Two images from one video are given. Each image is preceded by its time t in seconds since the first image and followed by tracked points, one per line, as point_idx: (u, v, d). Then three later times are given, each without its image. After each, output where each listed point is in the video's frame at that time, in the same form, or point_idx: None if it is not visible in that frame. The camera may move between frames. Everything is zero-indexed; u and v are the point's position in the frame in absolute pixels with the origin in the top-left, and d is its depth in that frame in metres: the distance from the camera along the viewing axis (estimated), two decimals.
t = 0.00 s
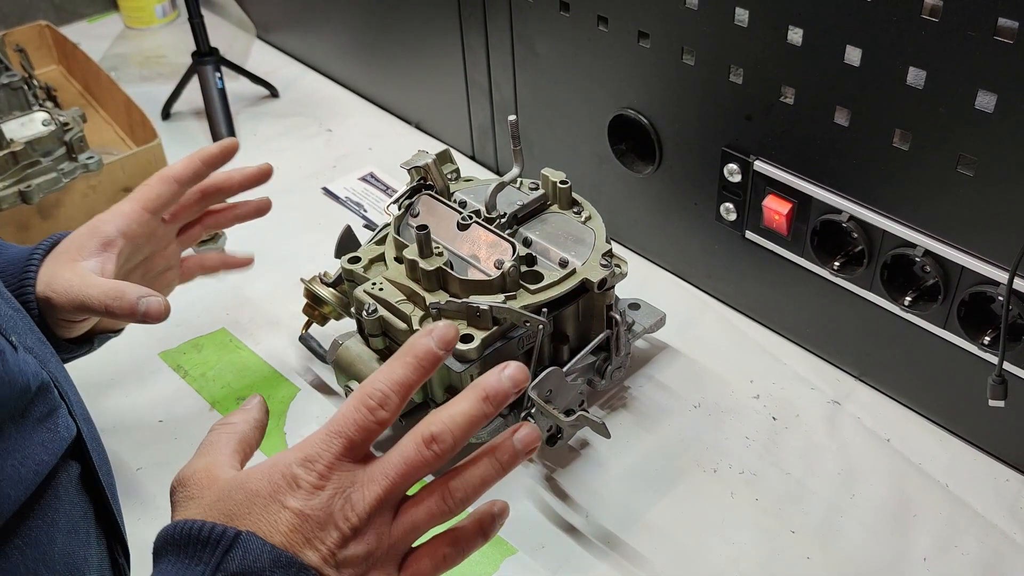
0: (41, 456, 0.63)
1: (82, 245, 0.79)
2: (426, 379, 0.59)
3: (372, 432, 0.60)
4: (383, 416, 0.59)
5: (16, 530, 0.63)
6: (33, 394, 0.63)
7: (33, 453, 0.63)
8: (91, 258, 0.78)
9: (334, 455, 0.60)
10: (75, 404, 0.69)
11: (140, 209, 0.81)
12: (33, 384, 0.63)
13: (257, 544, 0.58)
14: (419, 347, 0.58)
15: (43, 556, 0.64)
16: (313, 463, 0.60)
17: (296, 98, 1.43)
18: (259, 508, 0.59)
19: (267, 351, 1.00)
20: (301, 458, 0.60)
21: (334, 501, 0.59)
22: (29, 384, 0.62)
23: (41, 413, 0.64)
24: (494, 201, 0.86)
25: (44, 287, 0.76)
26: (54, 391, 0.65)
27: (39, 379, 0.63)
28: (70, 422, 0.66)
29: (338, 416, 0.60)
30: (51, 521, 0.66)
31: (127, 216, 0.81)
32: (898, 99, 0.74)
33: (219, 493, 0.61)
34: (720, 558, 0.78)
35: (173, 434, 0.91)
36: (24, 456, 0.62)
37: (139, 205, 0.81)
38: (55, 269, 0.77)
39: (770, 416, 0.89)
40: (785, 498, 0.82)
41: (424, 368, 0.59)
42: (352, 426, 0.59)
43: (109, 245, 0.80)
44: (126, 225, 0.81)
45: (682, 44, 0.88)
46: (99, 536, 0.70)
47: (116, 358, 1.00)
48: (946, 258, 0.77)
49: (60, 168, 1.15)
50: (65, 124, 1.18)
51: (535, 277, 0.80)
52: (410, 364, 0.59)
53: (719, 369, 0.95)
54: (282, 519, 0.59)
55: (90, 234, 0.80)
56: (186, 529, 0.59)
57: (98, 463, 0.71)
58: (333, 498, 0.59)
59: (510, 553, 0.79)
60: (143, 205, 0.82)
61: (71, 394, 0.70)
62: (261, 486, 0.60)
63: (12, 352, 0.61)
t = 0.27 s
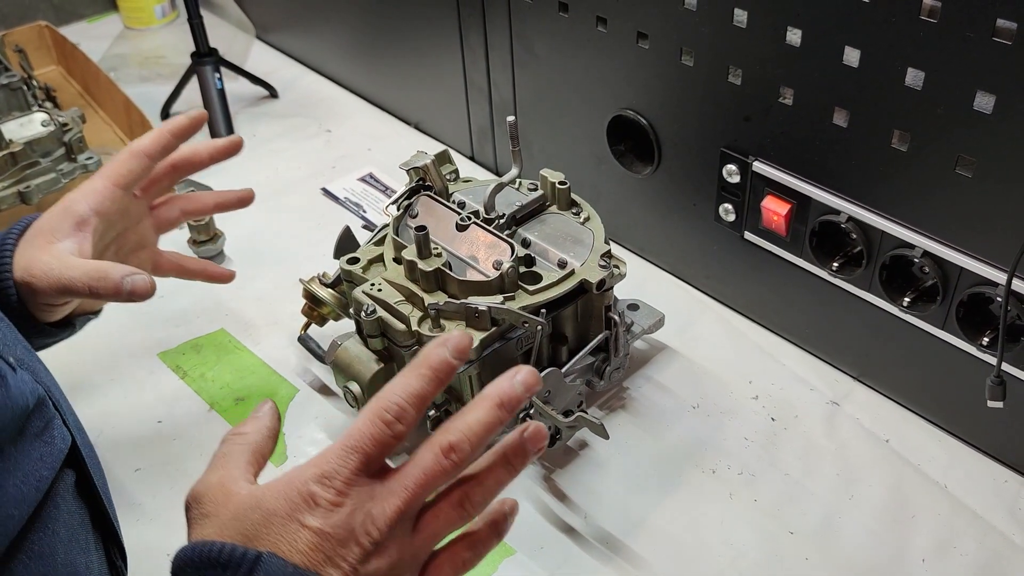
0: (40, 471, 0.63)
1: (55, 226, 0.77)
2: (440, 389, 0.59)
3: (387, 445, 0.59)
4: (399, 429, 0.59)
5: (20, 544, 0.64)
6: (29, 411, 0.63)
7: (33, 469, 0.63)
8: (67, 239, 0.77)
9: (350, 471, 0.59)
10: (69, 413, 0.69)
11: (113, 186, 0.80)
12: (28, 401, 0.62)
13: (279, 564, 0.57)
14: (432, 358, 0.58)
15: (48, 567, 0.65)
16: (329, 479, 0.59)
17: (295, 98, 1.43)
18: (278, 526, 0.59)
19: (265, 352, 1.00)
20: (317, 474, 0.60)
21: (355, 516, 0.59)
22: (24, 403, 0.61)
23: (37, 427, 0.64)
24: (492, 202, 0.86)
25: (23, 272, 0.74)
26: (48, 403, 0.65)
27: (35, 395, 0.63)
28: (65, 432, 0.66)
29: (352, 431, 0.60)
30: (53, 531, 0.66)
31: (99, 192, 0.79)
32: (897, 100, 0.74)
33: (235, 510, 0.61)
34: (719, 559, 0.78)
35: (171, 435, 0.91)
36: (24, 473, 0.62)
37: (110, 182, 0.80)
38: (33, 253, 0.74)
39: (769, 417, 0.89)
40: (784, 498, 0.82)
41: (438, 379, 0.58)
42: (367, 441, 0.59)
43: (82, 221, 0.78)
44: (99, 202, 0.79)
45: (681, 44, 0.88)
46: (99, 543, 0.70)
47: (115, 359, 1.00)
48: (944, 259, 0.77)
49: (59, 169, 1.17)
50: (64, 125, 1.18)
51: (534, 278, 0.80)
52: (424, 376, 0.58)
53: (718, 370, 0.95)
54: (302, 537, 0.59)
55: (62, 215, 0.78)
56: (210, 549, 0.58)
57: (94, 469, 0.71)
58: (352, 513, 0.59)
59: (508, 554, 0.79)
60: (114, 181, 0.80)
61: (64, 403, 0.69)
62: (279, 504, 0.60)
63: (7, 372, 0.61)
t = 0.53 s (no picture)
0: (45, 475, 0.62)
1: (33, 226, 0.77)
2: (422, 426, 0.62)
3: (372, 468, 0.58)
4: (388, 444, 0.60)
5: (29, 549, 0.62)
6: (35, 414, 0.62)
7: (39, 473, 0.62)
8: (47, 240, 0.76)
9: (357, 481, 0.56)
10: (67, 419, 0.68)
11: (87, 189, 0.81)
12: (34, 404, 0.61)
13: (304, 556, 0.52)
14: (413, 361, 0.65)
15: (57, 571, 0.63)
16: (340, 488, 0.55)
17: (294, 99, 1.43)
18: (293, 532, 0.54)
19: (264, 353, 1.00)
20: (327, 480, 0.55)
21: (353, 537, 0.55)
22: (33, 407, 0.60)
23: (40, 432, 0.63)
24: (491, 203, 0.86)
25: (11, 273, 0.73)
26: (49, 408, 0.64)
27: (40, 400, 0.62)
28: (65, 436, 0.66)
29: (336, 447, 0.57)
30: (59, 535, 0.64)
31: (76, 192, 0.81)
32: (896, 101, 0.74)
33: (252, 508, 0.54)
34: (718, 561, 0.78)
35: (170, 436, 0.91)
36: (31, 478, 0.61)
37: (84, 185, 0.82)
38: (14, 256, 0.74)
39: (768, 419, 0.89)
40: (783, 500, 0.82)
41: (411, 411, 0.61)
42: (359, 458, 0.57)
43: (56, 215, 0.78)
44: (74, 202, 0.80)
45: (681, 45, 0.88)
46: (100, 546, 0.69)
47: (114, 360, 0.99)
48: (944, 260, 0.77)
49: (58, 170, 1.17)
50: (63, 125, 1.18)
51: (533, 279, 0.80)
52: (396, 408, 0.61)
53: (717, 371, 0.95)
54: (315, 545, 0.54)
55: (37, 214, 0.78)
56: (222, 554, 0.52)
57: (93, 473, 0.70)
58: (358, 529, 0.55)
59: (508, 556, 0.79)
60: (88, 185, 0.82)
61: (62, 409, 0.68)
62: (295, 507, 0.54)
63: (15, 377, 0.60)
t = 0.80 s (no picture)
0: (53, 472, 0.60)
1: (54, 244, 0.77)
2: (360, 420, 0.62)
3: (350, 428, 0.59)
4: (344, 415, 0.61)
5: (36, 546, 0.61)
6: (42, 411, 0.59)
7: (45, 469, 0.59)
8: (57, 258, 0.76)
9: (339, 435, 0.57)
10: (70, 418, 0.65)
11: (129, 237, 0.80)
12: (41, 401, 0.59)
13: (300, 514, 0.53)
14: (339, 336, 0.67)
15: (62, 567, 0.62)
16: (329, 442, 0.57)
17: (294, 99, 1.43)
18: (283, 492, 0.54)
19: (263, 353, 0.99)
20: (311, 441, 0.56)
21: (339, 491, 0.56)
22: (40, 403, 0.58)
23: (46, 429, 0.61)
24: (491, 203, 0.86)
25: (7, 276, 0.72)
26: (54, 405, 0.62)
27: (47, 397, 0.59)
28: (69, 433, 0.63)
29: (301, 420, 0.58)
30: (64, 532, 0.63)
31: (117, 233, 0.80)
32: (897, 102, 0.74)
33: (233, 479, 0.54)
34: (718, 562, 0.78)
35: (170, 437, 0.91)
36: (38, 475, 0.59)
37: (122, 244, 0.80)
38: (17, 262, 0.73)
39: (768, 419, 0.89)
40: (783, 500, 0.82)
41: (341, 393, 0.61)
42: (333, 424, 0.58)
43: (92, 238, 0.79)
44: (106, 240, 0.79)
45: (681, 45, 0.87)
46: (101, 545, 0.68)
47: (114, 360, 0.99)
48: (944, 261, 0.77)
49: (57, 170, 1.15)
50: (62, 125, 1.18)
51: (532, 279, 0.80)
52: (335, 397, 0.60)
53: (717, 371, 0.94)
54: (308, 499, 0.54)
55: (65, 236, 0.78)
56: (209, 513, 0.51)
57: (94, 472, 0.68)
58: (342, 482, 0.56)
59: (507, 556, 0.79)
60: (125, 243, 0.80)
61: (66, 406, 0.66)
62: (286, 470, 0.55)
63: (24, 372, 0.57)
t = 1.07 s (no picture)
0: (52, 462, 0.57)
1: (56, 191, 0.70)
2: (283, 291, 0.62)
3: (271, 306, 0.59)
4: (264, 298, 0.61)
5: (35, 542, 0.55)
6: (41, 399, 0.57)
7: (44, 459, 0.56)
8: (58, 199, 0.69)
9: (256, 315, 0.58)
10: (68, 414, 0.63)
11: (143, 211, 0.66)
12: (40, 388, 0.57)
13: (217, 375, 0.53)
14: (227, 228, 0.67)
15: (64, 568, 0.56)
16: (232, 318, 0.57)
17: (294, 99, 1.43)
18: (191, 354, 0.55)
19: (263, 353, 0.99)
20: (220, 310, 0.57)
21: (247, 344, 0.56)
22: (38, 390, 0.56)
23: (45, 421, 0.58)
24: (492, 203, 0.86)
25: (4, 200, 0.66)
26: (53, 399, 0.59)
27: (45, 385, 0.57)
28: (67, 429, 0.60)
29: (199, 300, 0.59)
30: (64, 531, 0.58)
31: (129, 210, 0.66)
32: (899, 102, 0.73)
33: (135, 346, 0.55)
34: (720, 562, 0.78)
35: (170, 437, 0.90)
36: (36, 464, 0.55)
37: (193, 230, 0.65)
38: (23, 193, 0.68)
39: (770, 420, 0.89)
40: (785, 501, 0.82)
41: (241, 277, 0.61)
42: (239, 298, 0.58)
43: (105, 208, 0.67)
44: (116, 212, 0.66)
45: (682, 45, 0.87)
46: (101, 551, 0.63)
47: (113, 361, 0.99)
48: (946, 261, 0.76)
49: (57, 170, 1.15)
50: (62, 125, 1.18)
51: (533, 279, 0.80)
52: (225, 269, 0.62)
53: (719, 372, 0.94)
54: (219, 357, 0.55)
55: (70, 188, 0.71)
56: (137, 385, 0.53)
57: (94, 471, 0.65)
58: (257, 352, 0.56)
59: (508, 557, 0.79)
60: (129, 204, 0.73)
61: (65, 401, 0.64)
62: (191, 334, 0.55)
63: (22, 357, 0.56)
